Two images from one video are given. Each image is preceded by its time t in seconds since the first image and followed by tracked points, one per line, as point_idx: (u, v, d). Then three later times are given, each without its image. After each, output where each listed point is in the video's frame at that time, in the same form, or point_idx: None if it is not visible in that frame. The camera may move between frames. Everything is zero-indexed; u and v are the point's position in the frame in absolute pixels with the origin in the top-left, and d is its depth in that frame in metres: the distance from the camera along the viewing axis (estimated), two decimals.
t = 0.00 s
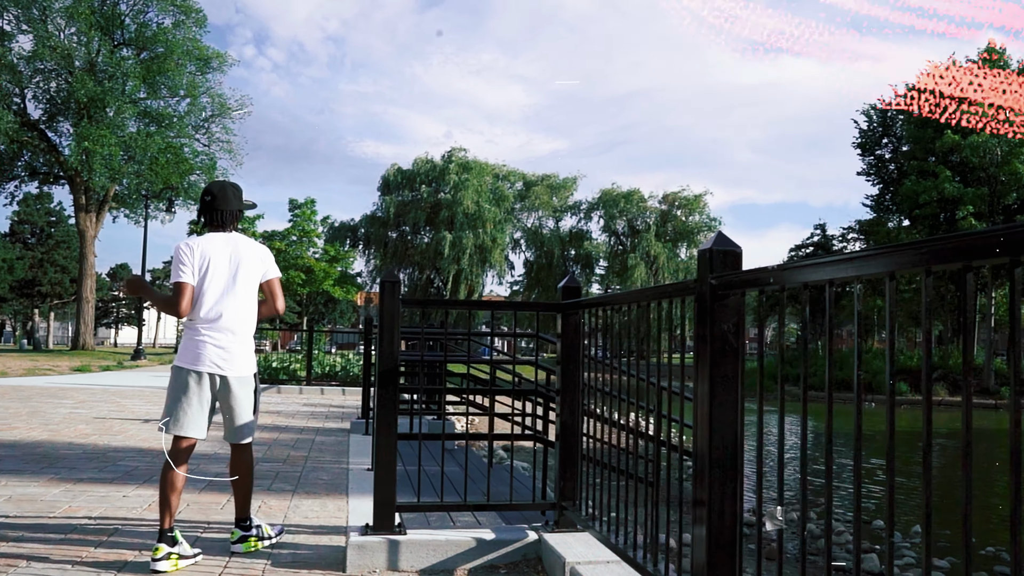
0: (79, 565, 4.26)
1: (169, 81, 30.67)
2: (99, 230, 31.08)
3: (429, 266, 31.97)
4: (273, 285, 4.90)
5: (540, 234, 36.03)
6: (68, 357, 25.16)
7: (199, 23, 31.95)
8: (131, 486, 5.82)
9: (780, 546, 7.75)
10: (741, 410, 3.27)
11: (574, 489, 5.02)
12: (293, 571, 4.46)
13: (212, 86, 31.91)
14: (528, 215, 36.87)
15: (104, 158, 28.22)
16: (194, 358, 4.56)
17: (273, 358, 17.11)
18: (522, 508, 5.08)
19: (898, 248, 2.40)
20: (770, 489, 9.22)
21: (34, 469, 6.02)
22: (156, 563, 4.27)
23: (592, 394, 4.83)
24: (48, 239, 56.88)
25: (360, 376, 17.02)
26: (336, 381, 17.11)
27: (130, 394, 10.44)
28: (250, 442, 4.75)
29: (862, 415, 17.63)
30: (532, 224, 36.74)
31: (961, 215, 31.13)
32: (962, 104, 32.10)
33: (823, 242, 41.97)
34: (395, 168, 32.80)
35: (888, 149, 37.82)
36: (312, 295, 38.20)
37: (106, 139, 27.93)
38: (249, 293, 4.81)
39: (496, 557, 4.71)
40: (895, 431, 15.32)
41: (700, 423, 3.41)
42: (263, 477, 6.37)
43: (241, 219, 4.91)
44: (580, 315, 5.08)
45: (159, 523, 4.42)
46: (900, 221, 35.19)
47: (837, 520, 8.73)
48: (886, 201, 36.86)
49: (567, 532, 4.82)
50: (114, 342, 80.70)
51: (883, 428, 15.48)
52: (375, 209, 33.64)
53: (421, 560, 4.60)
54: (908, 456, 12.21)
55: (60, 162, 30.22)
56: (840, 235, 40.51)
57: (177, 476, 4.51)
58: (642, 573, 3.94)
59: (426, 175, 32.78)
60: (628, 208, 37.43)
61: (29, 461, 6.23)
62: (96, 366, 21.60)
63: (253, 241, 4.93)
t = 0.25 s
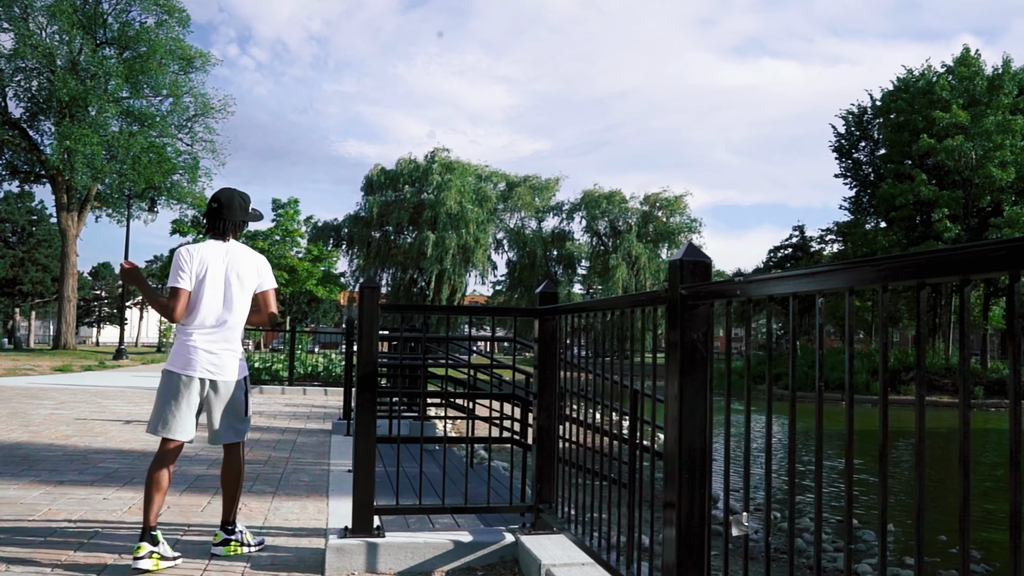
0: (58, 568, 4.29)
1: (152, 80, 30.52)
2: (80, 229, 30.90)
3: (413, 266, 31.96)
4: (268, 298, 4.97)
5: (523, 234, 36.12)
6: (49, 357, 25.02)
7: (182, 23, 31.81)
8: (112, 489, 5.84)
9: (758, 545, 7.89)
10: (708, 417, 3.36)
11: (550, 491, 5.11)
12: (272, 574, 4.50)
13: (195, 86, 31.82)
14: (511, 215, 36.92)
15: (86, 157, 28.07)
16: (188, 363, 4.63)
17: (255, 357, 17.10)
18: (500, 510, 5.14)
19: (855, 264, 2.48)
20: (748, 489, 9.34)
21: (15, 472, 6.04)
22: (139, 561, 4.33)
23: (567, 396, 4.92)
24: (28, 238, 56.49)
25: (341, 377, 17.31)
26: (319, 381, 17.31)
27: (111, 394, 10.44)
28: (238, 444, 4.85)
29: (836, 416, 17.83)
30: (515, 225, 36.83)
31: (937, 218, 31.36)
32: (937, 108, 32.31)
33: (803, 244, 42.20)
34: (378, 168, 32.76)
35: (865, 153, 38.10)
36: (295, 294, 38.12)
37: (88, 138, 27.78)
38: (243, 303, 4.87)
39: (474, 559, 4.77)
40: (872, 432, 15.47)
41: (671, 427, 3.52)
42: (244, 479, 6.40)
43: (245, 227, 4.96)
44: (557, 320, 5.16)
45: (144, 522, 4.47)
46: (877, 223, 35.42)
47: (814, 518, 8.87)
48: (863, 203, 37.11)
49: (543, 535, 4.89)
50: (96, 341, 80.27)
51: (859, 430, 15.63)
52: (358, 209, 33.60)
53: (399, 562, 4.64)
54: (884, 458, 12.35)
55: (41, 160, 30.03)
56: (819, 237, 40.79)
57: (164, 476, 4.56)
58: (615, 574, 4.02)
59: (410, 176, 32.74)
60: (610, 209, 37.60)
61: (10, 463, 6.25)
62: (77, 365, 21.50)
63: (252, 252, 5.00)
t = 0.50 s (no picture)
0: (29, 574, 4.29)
1: (128, 78, 30.30)
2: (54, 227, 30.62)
3: (390, 266, 32.01)
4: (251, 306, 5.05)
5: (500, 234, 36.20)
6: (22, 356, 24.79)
7: (158, 21, 31.60)
8: (84, 492, 5.84)
9: (728, 547, 7.99)
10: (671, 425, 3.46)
11: (521, 495, 5.19)
12: None
13: (171, 84, 31.64)
14: (488, 216, 37.04)
15: (60, 156, 27.82)
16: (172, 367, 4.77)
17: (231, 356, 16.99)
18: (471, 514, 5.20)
19: (808, 282, 2.58)
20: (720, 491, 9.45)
21: None
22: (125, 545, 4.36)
23: (538, 402, 5.01)
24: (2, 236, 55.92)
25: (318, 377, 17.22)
26: (294, 381, 17.19)
27: (85, 395, 10.40)
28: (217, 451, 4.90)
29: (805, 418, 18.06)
30: (492, 225, 36.91)
31: (907, 222, 31.75)
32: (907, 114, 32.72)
33: (777, 245, 42.57)
34: (355, 168, 32.76)
35: (837, 156, 38.53)
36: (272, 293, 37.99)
37: (62, 137, 27.54)
38: (227, 310, 5.00)
39: (445, 563, 4.82)
40: (840, 433, 15.68)
41: (637, 435, 3.63)
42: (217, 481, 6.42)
43: (240, 235, 5.12)
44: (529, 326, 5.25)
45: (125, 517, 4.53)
46: (849, 226, 35.82)
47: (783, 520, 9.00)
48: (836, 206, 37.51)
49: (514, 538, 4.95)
50: (70, 340, 79.65)
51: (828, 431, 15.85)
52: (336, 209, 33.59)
53: (372, 566, 4.66)
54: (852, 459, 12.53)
55: (14, 158, 29.73)
56: (792, 238, 41.21)
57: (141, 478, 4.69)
58: None
59: (387, 176, 32.72)
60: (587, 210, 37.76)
61: None
62: (51, 365, 21.33)
63: (240, 262, 5.12)
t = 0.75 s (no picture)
0: None
1: (100, 77, 30.02)
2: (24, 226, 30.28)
3: (364, 267, 31.95)
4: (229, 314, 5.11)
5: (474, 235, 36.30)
6: None
7: (131, 19, 31.32)
8: (53, 497, 5.84)
9: (698, 544, 8.10)
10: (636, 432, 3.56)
11: (491, 499, 5.26)
12: None
13: (143, 83, 31.40)
14: (462, 216, 37.14)
15: (30, 154, 27.50)
16: (155, 373, 4.88)
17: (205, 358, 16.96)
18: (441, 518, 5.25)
19: (763, 299, 2.69)
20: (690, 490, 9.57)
21: None
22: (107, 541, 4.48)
23: (508, 407, 5.10)
24: None
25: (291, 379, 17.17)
26: (268, 382, 17.12)
27: (56, 396, 10.35)
28: (192, 456, 4.95)
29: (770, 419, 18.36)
30: (466, 226, 36.99)
31: (873, 224, 32.17)
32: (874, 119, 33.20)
33: (747, 246, 42.95)
34: (330, 168, 32.65)
35: (806, 159, 38.95)
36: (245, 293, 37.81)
37: (32, 135, 27.23)
38: (206, 317, 5.08)
39: (415, 565, 4.88)
40: (806, 432, 15.94)
41: (601, 441, 3.72)
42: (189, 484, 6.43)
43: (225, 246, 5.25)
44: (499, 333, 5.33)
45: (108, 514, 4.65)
46: (818, 228, 36.24)
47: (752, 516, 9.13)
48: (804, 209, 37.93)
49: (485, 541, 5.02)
50: (37, 340, 78.66)
51: (794, 432, 16.11)
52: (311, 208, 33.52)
53: (343, 569, 4.69)
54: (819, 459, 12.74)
55: None
56: (762, 240, 41.67)
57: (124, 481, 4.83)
58: None
59: (362, 176, 32.65)
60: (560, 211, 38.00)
61: None
62: (21, 365, 21.10)
63: (223, 270, 5.19)
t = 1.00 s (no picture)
0: None
1: (70, 75, 29.71)
2: None
3: (337, 266, 31.71)
4: (199, 320, 5.12)
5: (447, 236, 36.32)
6: None
7: (102, 17, 31.03)
8: (22, 502, 5.84)
9: (667, 544, 8.21)
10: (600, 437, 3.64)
11: (461, 501, 5.32)
12: None
13: (115, 81, 31.14)
14: (435, 216, 37.07)
15: None
16: (142, 381, 5.00)
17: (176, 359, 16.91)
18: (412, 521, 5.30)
19: (728, 314, 2.77)
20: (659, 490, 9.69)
21: None
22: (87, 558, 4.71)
23: (478, 410, 5.17)
24: None
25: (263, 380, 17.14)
26: (240, 383, 17.09)
27: (24, 399, 10.30)
28: (165, 461, 4.99)
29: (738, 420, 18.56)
30: (438, 227, 36.98)
31: (839, 227, 32.57)
32: (840, 123, 33.62)
33: (716, 247, 43.28)
34: (303, 168, 32.55)
35: (775, 162, 39.30)
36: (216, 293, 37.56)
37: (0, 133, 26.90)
38: (177, 324, 5.12)
39: (385, 568, 4.91)
40: (773, 433, 16.14)
41: (567, 445, 3.80)
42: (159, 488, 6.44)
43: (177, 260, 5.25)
44: (469, 338, 5.42)
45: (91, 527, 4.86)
46: (787, 230, 36.67)
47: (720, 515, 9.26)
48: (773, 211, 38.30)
49: (455, 545, 5.07)
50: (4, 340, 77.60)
51: (761, 432, 16.31)
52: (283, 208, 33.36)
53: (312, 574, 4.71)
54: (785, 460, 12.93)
55: None
56: (732, 242, 42.09)
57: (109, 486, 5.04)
58: None
59: (335, 176, 32.61)
60: (533, 212, 38.15)
61: None
62: None
63: (196, 275, 5.20)
